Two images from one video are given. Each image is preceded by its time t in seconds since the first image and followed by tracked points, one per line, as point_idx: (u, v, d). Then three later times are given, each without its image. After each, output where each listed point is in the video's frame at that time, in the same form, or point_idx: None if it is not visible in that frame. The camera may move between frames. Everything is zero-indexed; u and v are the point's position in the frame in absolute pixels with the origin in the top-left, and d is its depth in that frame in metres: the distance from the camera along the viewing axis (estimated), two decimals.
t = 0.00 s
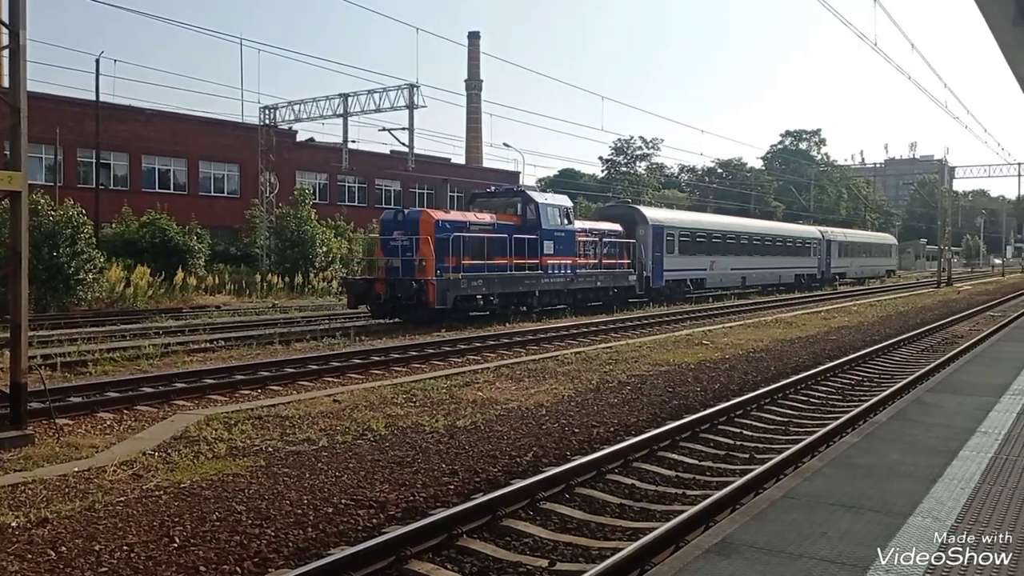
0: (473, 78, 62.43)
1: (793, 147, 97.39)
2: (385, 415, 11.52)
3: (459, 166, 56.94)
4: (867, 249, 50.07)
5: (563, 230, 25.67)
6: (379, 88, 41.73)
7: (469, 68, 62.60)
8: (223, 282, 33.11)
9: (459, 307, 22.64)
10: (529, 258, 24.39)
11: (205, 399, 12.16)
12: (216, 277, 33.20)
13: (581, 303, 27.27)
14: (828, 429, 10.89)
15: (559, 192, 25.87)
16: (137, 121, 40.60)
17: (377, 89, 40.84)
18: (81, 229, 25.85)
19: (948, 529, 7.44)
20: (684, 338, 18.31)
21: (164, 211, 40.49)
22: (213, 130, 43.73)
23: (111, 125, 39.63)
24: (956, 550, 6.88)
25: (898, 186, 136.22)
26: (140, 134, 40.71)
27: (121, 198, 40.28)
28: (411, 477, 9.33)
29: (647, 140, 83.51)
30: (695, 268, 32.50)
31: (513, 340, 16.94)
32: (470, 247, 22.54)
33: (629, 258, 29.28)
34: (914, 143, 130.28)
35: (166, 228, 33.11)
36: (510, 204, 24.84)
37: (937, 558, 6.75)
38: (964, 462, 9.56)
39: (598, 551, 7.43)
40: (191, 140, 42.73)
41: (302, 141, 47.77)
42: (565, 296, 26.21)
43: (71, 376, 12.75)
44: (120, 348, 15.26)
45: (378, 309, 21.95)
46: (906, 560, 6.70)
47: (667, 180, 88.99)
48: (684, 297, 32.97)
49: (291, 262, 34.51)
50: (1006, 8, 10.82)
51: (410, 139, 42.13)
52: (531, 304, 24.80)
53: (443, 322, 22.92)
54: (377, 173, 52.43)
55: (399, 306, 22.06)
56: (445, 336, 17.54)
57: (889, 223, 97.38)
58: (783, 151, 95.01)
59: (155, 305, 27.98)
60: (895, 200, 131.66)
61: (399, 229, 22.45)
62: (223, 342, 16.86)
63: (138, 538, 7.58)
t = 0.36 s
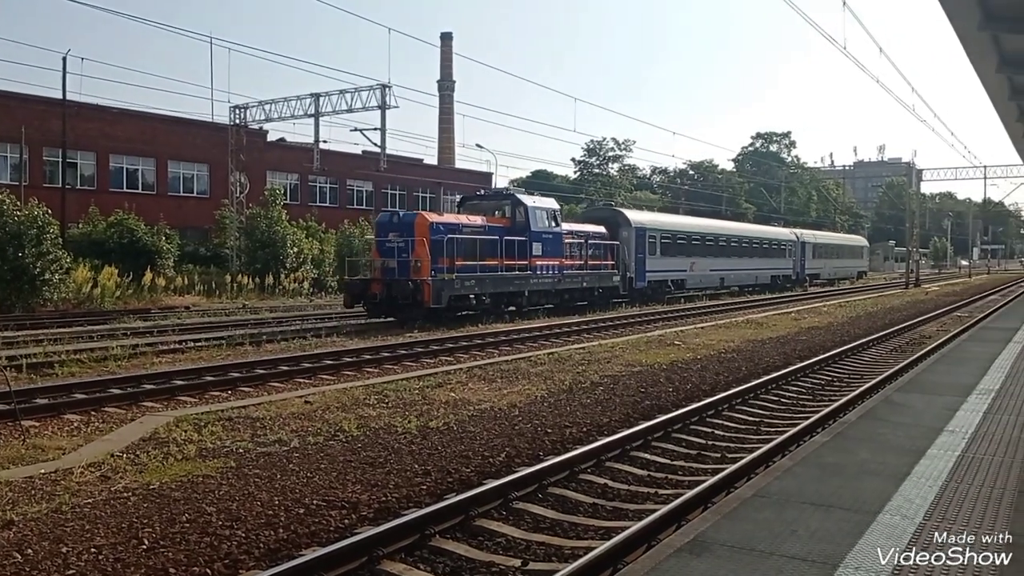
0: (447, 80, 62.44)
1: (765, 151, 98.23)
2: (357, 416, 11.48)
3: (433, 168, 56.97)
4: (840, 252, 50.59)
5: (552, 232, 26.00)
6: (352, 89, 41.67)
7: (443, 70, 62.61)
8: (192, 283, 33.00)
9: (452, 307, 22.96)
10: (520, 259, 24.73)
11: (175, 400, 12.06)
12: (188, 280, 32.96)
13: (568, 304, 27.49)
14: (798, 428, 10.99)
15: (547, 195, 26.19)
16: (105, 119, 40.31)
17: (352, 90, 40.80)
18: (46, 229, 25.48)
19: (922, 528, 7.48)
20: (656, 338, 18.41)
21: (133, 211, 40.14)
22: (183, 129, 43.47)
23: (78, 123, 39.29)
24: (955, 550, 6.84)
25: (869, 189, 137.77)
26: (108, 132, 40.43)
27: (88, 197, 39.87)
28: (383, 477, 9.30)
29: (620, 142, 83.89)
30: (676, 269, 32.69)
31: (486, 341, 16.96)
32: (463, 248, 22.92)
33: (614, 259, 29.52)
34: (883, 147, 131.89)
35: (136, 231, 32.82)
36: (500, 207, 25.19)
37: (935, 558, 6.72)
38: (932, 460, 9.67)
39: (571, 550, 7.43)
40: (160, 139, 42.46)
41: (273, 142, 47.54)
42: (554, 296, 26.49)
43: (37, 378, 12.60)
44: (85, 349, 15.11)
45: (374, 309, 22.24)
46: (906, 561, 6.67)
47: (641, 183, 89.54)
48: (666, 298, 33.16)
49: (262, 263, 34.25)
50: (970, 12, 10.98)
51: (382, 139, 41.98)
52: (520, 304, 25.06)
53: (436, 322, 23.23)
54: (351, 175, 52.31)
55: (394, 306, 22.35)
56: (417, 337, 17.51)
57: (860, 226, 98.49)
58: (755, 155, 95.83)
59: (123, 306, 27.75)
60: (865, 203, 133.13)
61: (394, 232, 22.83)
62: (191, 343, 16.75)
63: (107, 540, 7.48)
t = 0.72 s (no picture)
0: (433, 79, 62.35)
1: (750, 151, 98.57)
2: (343, 417, 11.44)
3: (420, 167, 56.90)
4: (827, 252, 50.78)
5: (552, 232, 26.31)
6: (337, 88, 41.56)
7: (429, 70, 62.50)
8: (177, 284, 32.83)
9: (457, 307, 23.24)
10: (521, 260, 25.08)
11: (160, 401, 11.99)
12: (173, 280, 32.78)
13: (568, 302, 27.66)
14: (784, 428, 11.04)
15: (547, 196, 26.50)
16: (89, 118, 40.02)
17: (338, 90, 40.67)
18: (29, 229, 25.24)
19: (909, 527, 7.50)
20: (643, 338, 18.43)
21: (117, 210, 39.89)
22: (168, 128, 43.21)
23: (62, 122, 39.00)
24: (957, 550, 6.83)
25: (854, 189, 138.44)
26: (92, 132, 40.14)
27: (72, 196, 39.60)
28: (370, 478, 9.27)
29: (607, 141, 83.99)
30: (670, 269, 32.79)
31: (473, 341, 16.96)
32: (467, 249, 23.31)
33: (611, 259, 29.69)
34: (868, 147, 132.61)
35: (120, 230, 32.63)
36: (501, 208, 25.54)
37: (937, 558, 6.70)
38: (916, 459, 9.73)
39: (558, 550, 7.43)
40: (144, 138, 42.22)
41: (258, 141, 47.34)
42: (554, 295, 26.74)
43: (19, 379, 12.49)
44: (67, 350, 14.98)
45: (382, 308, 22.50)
46: (907, 561, 6.66)
47: (627, 182, 89.79)
48: (660, 297, 33.26)
49: (247, 263, 34.10)
50: (955, 13, 11.03)
51: (368, 138, 41.87)
52: (521, 303, 25.33)
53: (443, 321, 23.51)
54: (337, 175, 52.16)
55: (401, 304, 22.64)
56: (404, 337, 17.46)
57: (845, 226, 98.98)
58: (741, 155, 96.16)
59: (108, 306, 27.59)
60: (850, 202, 133.79)
61: (401, 233, 23.23)
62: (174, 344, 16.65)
63: (91, 542, 7.42)
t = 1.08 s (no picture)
0: (421, 79, 62.23)
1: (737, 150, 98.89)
2: (332, 418, 11.41)
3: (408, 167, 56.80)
4: (816, 252, 50.97)
5: (554, 233, 26.52)
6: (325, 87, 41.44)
7: (417, 69, 62.39)
8: (163, 283, 32.65)
9: (464, 306, 23.47)
10: (525, 260, 25.30)
11: (147, 403, 11.92)
12: (160, 280, 32.61)
13: (568, 302, 27.85)
14: (773, 427, 11.09)
15: (549, 198, 26.65)
16: (74, 118, 39.68)
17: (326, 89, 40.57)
18: (15, 229, 25.12)
19: (899, 527, 7.53)
20: (632, 339, 18.46)
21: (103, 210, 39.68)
22: (154, 127, 42.94)
23: (47, 122, 38.66)
24: (956, 551, 6.82)
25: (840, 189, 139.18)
26: (77, 132, 39.81)
27: (57, 196, 39.33)
28: (360, 479, 9.25)
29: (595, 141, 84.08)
30: (666, 269, 32.87)
31: (463, 342, 16.96)
32: (475, 250, 23.51)
33: (610, 259, 29.81)
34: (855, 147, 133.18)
35: (106, 230, 32.43)
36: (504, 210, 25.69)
37: (936, 559, 6.69)
38: (904, 458, 9.78)
39: (549, 551, 7.43)
40: (130, 138, 41.97)
41: (245, 140, 47.18)
42: (555, 294, 26.94)
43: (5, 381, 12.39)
44: (54, 351, 14.89)
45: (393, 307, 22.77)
46: (906, 562, 6.65)
47: (616, 183, 89.99)
48: (657, 296, 33.35)
49: (235, 263, 33.99)
50: (942, 14, 11.12)
51: (356, 138, 41.76)
52: (525, 302, 25.56)
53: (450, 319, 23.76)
54: (324, 175, 52.03)
55: (410, 304, 22.88)
56: (394, 338, 17.43)
57: (832, 225, 99.44)
58: (728, 155, 96.43)
59: (94, 306, 27.38)
60: (837, 202, 134.48)
61: (409, 234, 23.41)
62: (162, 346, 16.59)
63: (79, 545, 7.37)
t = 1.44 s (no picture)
0: (416, 80, 62.24)
1: (733, 149, 99.01)
2: (329, 419, 11.41)
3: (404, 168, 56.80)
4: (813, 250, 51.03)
5: (562, 233, 26.75)
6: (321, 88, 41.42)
7: (412, 70, 62.41)
8: (159, 286, 32.64)
9: (478, 306, 23.74)
10: (536, 260, 25.52)
11: (144, 406, 11.92)
12: (156, 283, 32.61)
13: (574, 301, 28.00)
14: (771, 426, 11.11)
15: (556, 199, 26.85)
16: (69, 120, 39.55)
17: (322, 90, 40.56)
18: (9, 233, 25.22)
19: (897, 525, 7.52)
20: (629, 338, 18.48)
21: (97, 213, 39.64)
22: (149, 129, 42.88)
23: (42, 124, 38.55)
24: (955, 550, 6.78)
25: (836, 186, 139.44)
26: (72, 134, 39.70)
27: (51, 199, 39.27)
28: (357, 481, 9.24)
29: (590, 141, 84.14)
30: (670, 268, 32.90)
31: (460, 343, 16.98)
32: (488, 250, 23.79)
33: (616, 259, 29.90)
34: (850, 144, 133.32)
35: (102, 233, 32.40)
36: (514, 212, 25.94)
37: (935, 558, 6.64)
38: (901, 456, 9.80)
39: (546, 551, 7.43)
40: (125, 140, 41.90)
41: (241, 142, 47.17)
42: (564, 293, 27.13)
43: None
44: (49, 355, 14.87)
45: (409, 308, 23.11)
46: (905, 561, 6.61)
47: (611, 182, 90.09)
48: (661, 295, 33.42)
49: (231, 265, 34.03)
50: (936, 12, 11.14)
51: (352, 139, 41.77)
52: (535, 301, 25.72)
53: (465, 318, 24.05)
54: (320, 176, 52.06)
55: (427, 304, 23.21)
56: (390, 339, 17.43)
57: (828, 223, 99.62)
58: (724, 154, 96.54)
59: (90, 309, 27.31)
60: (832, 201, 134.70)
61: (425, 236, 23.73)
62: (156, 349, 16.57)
63: (77, 548, 7.37)
